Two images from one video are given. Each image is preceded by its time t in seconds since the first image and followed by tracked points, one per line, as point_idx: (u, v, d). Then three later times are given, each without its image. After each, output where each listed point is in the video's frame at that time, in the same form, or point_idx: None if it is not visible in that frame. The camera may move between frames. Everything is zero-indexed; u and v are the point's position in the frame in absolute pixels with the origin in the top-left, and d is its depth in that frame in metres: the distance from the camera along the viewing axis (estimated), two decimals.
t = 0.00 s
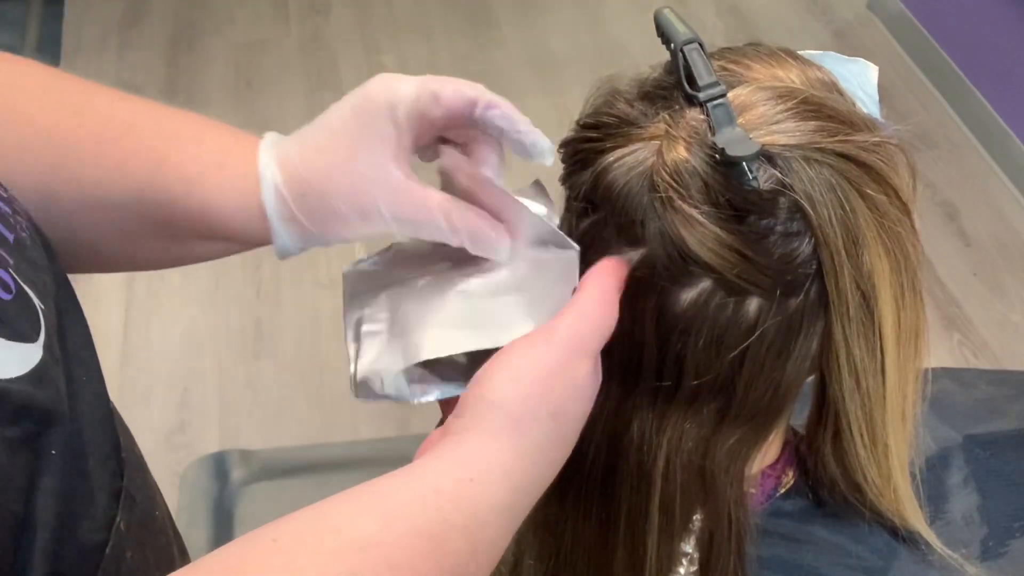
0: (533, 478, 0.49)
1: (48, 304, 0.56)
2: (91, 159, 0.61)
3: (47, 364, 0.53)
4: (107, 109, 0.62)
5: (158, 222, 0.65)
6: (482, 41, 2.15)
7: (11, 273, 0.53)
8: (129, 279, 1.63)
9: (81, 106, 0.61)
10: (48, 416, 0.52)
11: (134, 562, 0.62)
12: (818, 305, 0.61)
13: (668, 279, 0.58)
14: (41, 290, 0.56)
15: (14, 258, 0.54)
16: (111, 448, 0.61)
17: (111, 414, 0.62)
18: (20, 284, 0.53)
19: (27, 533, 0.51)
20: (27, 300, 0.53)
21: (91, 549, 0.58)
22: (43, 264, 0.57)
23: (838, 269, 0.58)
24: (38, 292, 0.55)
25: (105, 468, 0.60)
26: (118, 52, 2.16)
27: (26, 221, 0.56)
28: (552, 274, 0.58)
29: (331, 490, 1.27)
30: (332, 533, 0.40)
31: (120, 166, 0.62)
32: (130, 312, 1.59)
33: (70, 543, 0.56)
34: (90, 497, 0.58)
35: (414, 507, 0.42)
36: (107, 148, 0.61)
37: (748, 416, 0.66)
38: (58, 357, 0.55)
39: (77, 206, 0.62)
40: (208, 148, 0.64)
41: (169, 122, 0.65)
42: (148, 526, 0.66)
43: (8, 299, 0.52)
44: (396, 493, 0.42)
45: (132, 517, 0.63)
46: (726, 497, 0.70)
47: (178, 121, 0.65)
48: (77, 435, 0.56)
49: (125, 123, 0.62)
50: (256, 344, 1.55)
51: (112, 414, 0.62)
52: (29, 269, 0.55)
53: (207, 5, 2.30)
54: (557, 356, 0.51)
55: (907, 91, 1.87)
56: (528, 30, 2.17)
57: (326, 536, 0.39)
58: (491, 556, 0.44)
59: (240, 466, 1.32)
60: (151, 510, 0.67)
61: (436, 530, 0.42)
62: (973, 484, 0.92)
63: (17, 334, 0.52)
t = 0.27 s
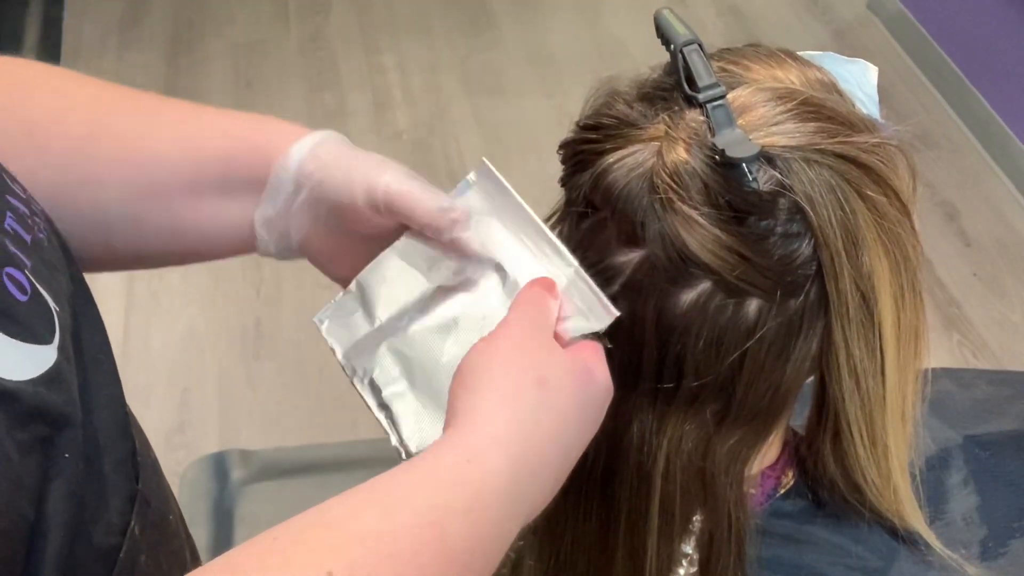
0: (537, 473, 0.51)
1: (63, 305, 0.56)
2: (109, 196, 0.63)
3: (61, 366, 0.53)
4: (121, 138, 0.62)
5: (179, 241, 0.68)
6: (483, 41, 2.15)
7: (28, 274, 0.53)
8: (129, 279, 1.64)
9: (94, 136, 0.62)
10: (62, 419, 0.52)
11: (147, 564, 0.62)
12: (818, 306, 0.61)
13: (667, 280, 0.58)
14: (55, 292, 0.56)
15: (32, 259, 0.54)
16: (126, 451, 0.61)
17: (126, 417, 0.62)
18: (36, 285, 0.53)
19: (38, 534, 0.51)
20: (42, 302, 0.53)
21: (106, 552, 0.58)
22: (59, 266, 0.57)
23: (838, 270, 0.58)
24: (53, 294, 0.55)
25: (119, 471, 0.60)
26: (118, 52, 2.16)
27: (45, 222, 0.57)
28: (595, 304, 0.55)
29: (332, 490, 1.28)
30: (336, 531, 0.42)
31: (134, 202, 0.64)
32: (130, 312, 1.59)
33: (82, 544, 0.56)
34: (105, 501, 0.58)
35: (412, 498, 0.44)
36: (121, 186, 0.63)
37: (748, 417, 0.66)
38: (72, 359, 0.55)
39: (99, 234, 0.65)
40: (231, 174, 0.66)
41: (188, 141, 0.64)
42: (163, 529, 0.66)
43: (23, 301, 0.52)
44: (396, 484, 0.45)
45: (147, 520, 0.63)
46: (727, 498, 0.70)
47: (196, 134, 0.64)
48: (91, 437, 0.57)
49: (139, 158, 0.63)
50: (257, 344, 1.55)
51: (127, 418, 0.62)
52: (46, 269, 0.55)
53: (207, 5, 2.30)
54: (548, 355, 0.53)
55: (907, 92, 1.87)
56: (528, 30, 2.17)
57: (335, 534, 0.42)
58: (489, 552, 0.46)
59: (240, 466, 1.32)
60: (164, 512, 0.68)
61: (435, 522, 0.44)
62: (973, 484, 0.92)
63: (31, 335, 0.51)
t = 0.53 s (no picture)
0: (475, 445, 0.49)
1: (71, 313, 0.56)
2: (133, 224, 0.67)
3: (66, 375, 0.53)
4: (143, 170, 0.67)
5: (206, 281, 0.71)
6: (483, 41, 2.15)
7: (36, 282, 0.53)
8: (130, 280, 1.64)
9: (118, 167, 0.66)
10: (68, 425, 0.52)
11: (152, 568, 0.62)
12: (818, 306, 0.61)
13: (667, 281, 0.58)
14: (65, 300, 0.56)
15: (41, 267, 0.54)
16: (133, 458, 0.61)
17: (132, 422, 0.62)
18: (43, 294, 0.53)
19: (43, 541, 0.50)
20: (50, 311, 0.53)
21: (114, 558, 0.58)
22: (71, 274, 0.58)
23: (837, 270, 0.58)
24: (62, 304, 0.55)
25: (126, 478, 0.60)
26: (118, 52, 2.16)
27: (55, 229, 0.57)
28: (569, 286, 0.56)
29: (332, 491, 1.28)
30: (273, 464, 0.39)
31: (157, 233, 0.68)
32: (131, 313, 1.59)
33: (91, 552, 0.56)
34: (113, 507, 0.58)
35: (357, 450, 0.41)
36: (144, 218, 0.67)
37: (748, 417, 0.66)
38: (81, 367, 0.55)
39: (128, 270, 0.69)
40: (242, 205, 0.69)
41: (206, 173, 0.69)
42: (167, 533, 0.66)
43: (28, 310, 0.51)
44: (344, 423, 0.42)
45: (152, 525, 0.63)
46: (727, 498, 0.70)
47: (210, 167, 0.69)
48: (97, 443, 0.57)
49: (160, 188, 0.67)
50: (257, 345, 1.55)
51: (133, 424, 0.62)
52: (56, 277, 0.55)
53: (207, 5, 2.30)
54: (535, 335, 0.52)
55: (907, 91, 1.86)
56: (528, 30, 2.17)
57: (267, 466, 0.39)
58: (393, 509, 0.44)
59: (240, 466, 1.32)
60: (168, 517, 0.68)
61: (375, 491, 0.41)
62: (973, 483, 0.92)
63: (36, 345, 0.51)
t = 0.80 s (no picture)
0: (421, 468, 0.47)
1: (67, 317, 0.56)
2: (121, 245, 0.67)
3: (57, 380, 0.53)
4: (139, 183, 0.68)
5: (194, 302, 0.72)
6: (482, 41, 2.15)
7: (30, 285, 0.52)
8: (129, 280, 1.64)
9: (105, 185, 0.66)
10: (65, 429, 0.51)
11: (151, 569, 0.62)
12: (819, 304, 0.61)
13: (668, 278, 0.58)
14: (60, 304, 0.55)
15: (36, 269, 0.54)
16: (131, 459, 0.61)
17: (131, 424, 0.62)
18: (36, 298, 0.53)
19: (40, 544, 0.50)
20: (44, 315, 0.53)
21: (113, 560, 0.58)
22: (69, 276, 0.58)
23: (838, 268, 0.58)
24: (56, 308, 0.55)
25: (124, 479, 0.60)
26: (118, 52, 2.16)
27: (52, 232, 0.57)
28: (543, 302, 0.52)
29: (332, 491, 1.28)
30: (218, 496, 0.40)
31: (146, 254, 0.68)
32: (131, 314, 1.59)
33: (88, 553, 0.56)
34: (110, 509, 0.58)
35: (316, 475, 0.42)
36: (136, 228, 0.67)
37: (748, 416, 0.66)
38: (76, 370, 0.55)
39: (119, 288, 0.69)
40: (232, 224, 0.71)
41: (190, 192, 0.69)
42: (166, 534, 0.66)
43: (21, 314, 0.51)
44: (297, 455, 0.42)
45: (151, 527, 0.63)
46: (727, 497, 0.70)
47: (207, 187, 0.71)
48: (93, 444, 0.57)
49: (155, 204, 0.68)
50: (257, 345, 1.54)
51: (132, 426, 0.62)
52: (51, 281, 0.55)
53: (207, 5, 2.30)
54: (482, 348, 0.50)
55: (908, 92, 1.87)
56: (528, 29, 2.17)
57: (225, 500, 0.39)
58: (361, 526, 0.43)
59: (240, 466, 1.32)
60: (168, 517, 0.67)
61: (320, 496, 0.42)
62: (974, 482, 0.92)
63: (28, 347, 0.51)
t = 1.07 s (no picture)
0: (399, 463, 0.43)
1: (58, 316, 0.56)
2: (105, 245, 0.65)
3: (44, 382, 0.53)
4: (129, 185, 0.66)
5: (191, 305, 0.70)
6: (482, 41, 2.15)
7: (15, 287, 0.52)
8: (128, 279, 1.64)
9: (94, 187, 0.65)
10: (51, 429, 0.51)
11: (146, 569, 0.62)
12: (818, 306, 0.61)
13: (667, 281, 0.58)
14: (50, 304, 0.55)
15: (24, 270, 0.54)
16: (123, 455, 0.62)
17: (123, 423, 0.62)
18: (22, 298, 0.53)
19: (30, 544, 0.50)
20: (31, 316, 0.53)
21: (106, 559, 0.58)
22: (61, 276, 0.57)
23: (837, 271, 0.58)
24: (44, 308, 0.55)
25: (114, 477, 0.60)
26: (118, 52, 2.17)
27: (43, 232, 0.57)
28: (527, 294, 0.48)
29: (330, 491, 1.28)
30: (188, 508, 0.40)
31: (132, 255, 0.66)
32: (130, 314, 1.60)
33: (80, 553, 0.56)
34: (103, 509, 0.58)
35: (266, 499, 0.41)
36: (122, 231, 0.66)
37: (748, 418, 0.66)
38: (66, 370, 0.55)
39: (112, 289, 0.69)
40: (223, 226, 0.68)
41: (182, 194, 0.68)
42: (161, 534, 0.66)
43: (6, 316, 0.51)
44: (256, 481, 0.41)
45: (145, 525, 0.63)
46: (726, 500, 0.70)
47: (203, 192, 0.69)
48: (83, 444, 0.57)
49: (143, 205, 0.66)
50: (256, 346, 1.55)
51: (123, 425, 0.62)
52: (40, 281, 0.55)
53: (208, 5, 2.31)
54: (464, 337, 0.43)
55: (908, 92, 1.87)
56: (528, 30, 2.17)
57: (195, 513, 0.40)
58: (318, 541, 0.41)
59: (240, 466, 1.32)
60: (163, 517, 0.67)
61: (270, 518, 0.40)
62: (974, 482, 0.93)
63: (15, 348, 0.51)
